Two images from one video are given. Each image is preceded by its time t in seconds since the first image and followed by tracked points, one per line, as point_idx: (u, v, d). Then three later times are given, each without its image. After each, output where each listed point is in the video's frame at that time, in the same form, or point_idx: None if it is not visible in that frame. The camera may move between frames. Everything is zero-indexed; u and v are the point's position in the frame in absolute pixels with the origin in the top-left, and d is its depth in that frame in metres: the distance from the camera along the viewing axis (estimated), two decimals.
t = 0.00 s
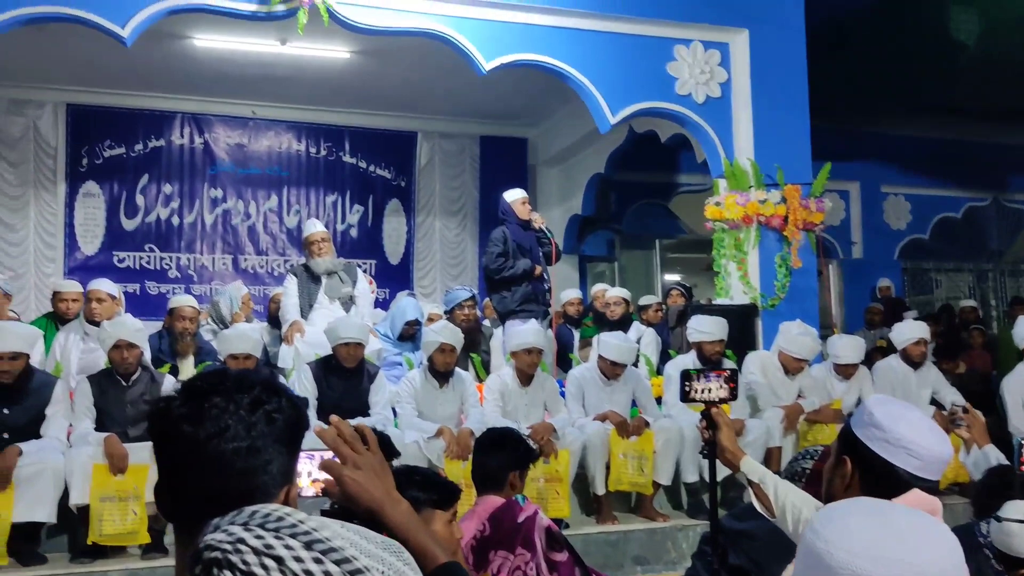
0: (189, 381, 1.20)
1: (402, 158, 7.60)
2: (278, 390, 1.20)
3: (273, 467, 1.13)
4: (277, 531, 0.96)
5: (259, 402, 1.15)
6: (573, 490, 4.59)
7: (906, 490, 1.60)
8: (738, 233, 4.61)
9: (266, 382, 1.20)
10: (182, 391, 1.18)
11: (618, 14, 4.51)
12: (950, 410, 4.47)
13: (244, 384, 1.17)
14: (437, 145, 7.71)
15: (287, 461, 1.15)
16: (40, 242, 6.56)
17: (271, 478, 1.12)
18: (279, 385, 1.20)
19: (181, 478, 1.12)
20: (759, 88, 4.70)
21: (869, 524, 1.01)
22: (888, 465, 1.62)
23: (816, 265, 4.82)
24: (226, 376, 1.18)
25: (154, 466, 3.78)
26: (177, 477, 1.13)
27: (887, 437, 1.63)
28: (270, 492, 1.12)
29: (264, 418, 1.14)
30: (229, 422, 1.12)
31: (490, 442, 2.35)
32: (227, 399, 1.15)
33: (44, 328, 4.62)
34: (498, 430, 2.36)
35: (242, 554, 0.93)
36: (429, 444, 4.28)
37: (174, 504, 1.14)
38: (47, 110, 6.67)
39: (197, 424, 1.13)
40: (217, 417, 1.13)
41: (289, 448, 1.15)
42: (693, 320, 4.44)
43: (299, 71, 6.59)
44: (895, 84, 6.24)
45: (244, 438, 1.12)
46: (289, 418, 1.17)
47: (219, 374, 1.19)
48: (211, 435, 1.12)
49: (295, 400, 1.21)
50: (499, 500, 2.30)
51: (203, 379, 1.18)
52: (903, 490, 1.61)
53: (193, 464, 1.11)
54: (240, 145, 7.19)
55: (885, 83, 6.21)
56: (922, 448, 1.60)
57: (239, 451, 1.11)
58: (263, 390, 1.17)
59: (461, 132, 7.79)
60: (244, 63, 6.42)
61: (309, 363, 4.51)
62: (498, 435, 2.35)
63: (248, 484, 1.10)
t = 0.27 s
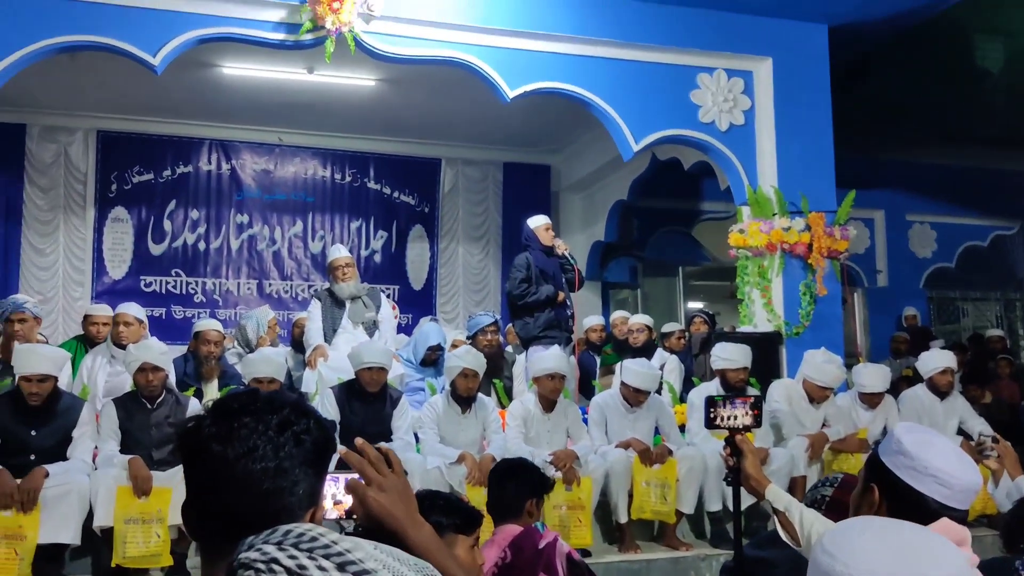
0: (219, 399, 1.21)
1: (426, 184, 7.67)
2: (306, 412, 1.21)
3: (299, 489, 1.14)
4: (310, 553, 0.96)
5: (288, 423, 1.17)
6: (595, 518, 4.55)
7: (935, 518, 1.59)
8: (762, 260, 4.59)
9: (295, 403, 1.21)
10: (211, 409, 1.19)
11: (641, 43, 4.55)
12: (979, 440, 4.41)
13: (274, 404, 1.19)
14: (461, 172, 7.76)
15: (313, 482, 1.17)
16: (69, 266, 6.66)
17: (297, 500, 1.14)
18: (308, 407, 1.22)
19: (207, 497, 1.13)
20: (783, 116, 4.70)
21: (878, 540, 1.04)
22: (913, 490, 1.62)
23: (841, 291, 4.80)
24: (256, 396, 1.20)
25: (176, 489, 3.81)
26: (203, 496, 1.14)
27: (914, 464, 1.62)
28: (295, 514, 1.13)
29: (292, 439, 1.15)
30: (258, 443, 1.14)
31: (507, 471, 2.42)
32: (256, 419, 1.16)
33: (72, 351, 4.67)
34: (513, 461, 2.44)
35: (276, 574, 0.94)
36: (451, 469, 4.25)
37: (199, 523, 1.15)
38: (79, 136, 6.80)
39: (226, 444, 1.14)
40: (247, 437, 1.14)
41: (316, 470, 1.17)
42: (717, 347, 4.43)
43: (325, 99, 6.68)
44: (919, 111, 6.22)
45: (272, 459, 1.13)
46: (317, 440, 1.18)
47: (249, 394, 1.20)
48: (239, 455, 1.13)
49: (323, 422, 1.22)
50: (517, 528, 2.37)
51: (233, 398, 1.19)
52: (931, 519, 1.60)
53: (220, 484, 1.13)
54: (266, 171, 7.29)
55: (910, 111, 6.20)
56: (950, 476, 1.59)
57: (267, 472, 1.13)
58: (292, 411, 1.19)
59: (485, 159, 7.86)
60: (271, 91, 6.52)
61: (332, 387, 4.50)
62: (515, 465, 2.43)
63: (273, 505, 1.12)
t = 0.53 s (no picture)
0: (235, 423, 1.33)
1: (446, 209, 7.72)
2: (318, 434, 1.33)
3: (312, 509, 1.26)
4: (330, 573, 1.09)
5: (301, 447, 1.28)
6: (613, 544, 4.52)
7: (957, 546, 1.59)
8: (782, 286, 4.60)
9: (308, 426, 1.33)
10: (228, 434, 1.31)
11: (660, 69, 4.57)
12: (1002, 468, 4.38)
13: (287, 428, 1.30)
14: (481, 197, 7.81)
15: (324, 503, 1.28)
16: (92, 289, 6.73)
17: (310, 519, 1.25)
18: (320, 430, 1.33)
19: (224, 516, 1.25)
20: (803, 141, 4.70)
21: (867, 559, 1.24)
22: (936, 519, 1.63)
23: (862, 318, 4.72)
24: (271, 420, 1.31)
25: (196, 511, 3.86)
26: (220, 515, 1.25)
27: (937, 491, 1.63)
28: (309, 532, 1.25)
29: (305, 461, 1.27)
30: (272, 466, 1.25)
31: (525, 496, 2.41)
32: (270, 443, 1.28)
33: (94, 374, 4.71)
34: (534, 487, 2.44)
35: None
36: (470, 494, 4.25)
37: (216, 541, 1.27)
38: (104, 162, 6.90)
39: (240, 467, 1.25)
40: (260, 460, 1.26)
41: (328, 490, 1.29)
42: (737, 373, 4.42)
43: (347, 125, 6.75)
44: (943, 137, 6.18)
45: (286, 481, 1.25)
46: (330, 462, 1.30)
47: (264, 419, 1.32)
48: (254, 477, 1.25)
49: (335, 443, 1.34)
50: (534, 554, 2.36)
51: (250, 423, 1.31)
52: (954, 547, 1.60)
53: (237, 504, 1.24)
54: (288, 197, 7.36)
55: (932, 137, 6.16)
56: (973, 504, 1.59)
57: (281, 493, 1.24)
58: (304, 435, 1.30)
59: (505, 184, 7.91)
60: (294, 117, 6.60)
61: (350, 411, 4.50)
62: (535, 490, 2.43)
63: (287, 524, 1.24)
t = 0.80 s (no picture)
0: (257, 441, 1.34)
1: (464, 229, 7.74)
2: (340, 453, 1.33)
3: (334, 530, 1.26)
4: None
5: (322, 467, 1.29)
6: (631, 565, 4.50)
7: (979, 568, 1.55)
8: (801, 305, 4.56)
9: (330, 445, 1.33)
10: (250, 453, 1.32)
11: (677, 89, 4.59)
12: None
13: (309, 448, 1.31)
14: (498, 217, 7.84)
15: (346, 524, 1.29)
16: (113, 308, 6.80)
17: (331, 541, 1.26)
18: (342, 449, 1.34)
19: (245, 536, 1.26)
20: (821, 161, 4.68)
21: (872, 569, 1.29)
22: (956, 539, 1.58)
23: (881, 338, 4.69)
24: (292, 439, 1.32)
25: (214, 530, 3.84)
26: (240, 534, 1.26)
27: (957, 512, 1.59)
28: (331, 553, 1.26)
29: (326, 482, 1.28)
30: (292, 486, 1.26)
31: (542, 517, 2.39)
32: (291, 463, 1.28)
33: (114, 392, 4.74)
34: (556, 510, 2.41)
35: None
36: (486, 515, 4.23)
37: (236, 560, 1.28)
38: (126, 182, 6.99)
39: (261, 487, 1.27)
40: (281, 480, 1.27)
41: (349, 511, 1.29)
42: (755, 394, 4.36)
43: (366, 145, 6.81)
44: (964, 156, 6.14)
45: (307, 502, 1.26)
46: (351, 483, 1.30)
47: (285, 438, 1.33)
48: (274, 498, 1.26)
49: (357, 462, 1.34)
50: (552, 573, 2.36)
51: (271, 442, 1.32)
52: (975, 569, 1.56)
53: (257, 524, 1.25)
54: (307, 216, 7.41)
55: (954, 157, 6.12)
56: (994, 525, 1.55)
57: (301, 514, 1.25)
58: (325, 454, 1.31)
59: (523, 204, 7.95)
60: (314, 138, 6.67)
61: (367, 430, 4.49)
62: (551, 511, 2.41)
63: (308, 546, 1.24)
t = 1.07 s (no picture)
0: (270, 455, 1.34)
1: (476, 244, 7.76)
2: (354, 467, 1.34)
3: (348, 543, 1.27)
4: None
5: (337, 481, 1.29)
6: None
7: None
8: (814, 321, 4.55)
9: (344, 458, 1.34)
10: (263, 467, 1.33)
11: (690, 105, 4.59)
12: None
13: (323, 463, 1.32)
14: (511, 232, 7.84)
15: (361, 538, 1.29)
16: (127, 323, 6.83)
17: (347, 553, 1.26)
18: (356, 462, 1.34)
19: (258, 550, 1.26)
20: (834, 176, 4.67)
21: None
22: (972, 557, 1.57)
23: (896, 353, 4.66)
24: (307, 453, 1.32)
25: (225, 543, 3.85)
26: (253, 547, 1.26)
27: (973, 529, 1.57)
28: (346, 565, 1.27)
29: (341, 496, 1.28)
30: (307, 500, 1.27)
31: (552, 532, 2.58)
32: (305, 477, 1.29)
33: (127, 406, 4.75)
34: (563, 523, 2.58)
35: None
36: (498, 530, 4.21)
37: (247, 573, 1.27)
38: (141, 198, 7.05)
39: (275, 500, 1.27)
40: (295, 494, 1.27)
41: (364, 524, 1.30)
42: (768, 410, 4.36)
43: (379, 161, 6.84)
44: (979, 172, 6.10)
45: (321, 517, 1.26)
46: (366, 497, 1.31)
47: (299, 452, 1.33)
48: (288, 512, 1.26)
49: (371, 475, 1.35)
50: None
51: (285, 456, 1.32)
52: None
53: (271, 539, 1.25)
54: (320, 232, 7.44)
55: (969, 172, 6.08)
56: (1010, 543, 1.53)
57: (316, 528, 1.25)
58: (340, 468, 1.31)
59: (535, 220, 7.95)
60: (327, 154, 6.71)
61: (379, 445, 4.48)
62: (559, 525, 2.59)
63: (324, 559, 1.24)
